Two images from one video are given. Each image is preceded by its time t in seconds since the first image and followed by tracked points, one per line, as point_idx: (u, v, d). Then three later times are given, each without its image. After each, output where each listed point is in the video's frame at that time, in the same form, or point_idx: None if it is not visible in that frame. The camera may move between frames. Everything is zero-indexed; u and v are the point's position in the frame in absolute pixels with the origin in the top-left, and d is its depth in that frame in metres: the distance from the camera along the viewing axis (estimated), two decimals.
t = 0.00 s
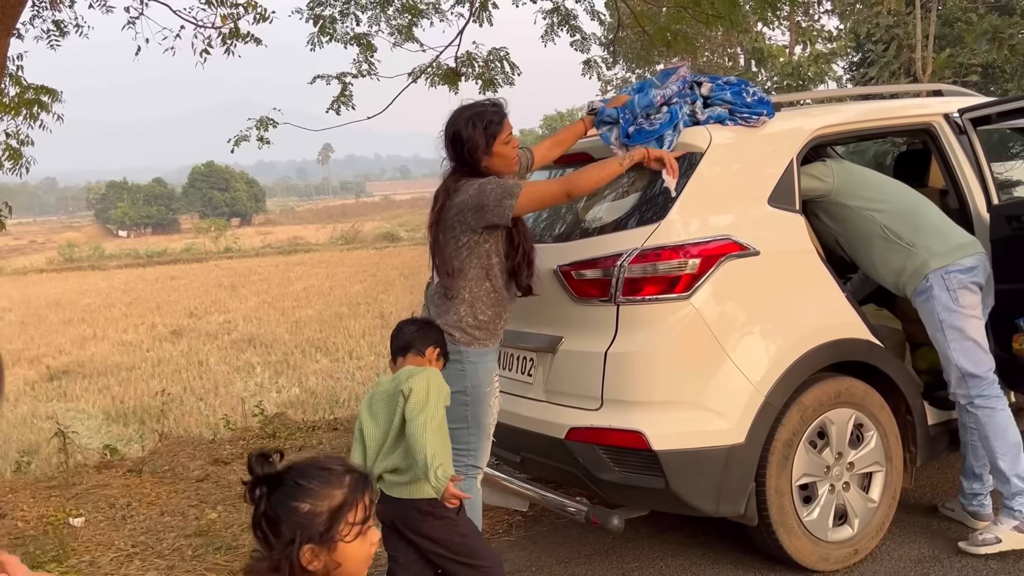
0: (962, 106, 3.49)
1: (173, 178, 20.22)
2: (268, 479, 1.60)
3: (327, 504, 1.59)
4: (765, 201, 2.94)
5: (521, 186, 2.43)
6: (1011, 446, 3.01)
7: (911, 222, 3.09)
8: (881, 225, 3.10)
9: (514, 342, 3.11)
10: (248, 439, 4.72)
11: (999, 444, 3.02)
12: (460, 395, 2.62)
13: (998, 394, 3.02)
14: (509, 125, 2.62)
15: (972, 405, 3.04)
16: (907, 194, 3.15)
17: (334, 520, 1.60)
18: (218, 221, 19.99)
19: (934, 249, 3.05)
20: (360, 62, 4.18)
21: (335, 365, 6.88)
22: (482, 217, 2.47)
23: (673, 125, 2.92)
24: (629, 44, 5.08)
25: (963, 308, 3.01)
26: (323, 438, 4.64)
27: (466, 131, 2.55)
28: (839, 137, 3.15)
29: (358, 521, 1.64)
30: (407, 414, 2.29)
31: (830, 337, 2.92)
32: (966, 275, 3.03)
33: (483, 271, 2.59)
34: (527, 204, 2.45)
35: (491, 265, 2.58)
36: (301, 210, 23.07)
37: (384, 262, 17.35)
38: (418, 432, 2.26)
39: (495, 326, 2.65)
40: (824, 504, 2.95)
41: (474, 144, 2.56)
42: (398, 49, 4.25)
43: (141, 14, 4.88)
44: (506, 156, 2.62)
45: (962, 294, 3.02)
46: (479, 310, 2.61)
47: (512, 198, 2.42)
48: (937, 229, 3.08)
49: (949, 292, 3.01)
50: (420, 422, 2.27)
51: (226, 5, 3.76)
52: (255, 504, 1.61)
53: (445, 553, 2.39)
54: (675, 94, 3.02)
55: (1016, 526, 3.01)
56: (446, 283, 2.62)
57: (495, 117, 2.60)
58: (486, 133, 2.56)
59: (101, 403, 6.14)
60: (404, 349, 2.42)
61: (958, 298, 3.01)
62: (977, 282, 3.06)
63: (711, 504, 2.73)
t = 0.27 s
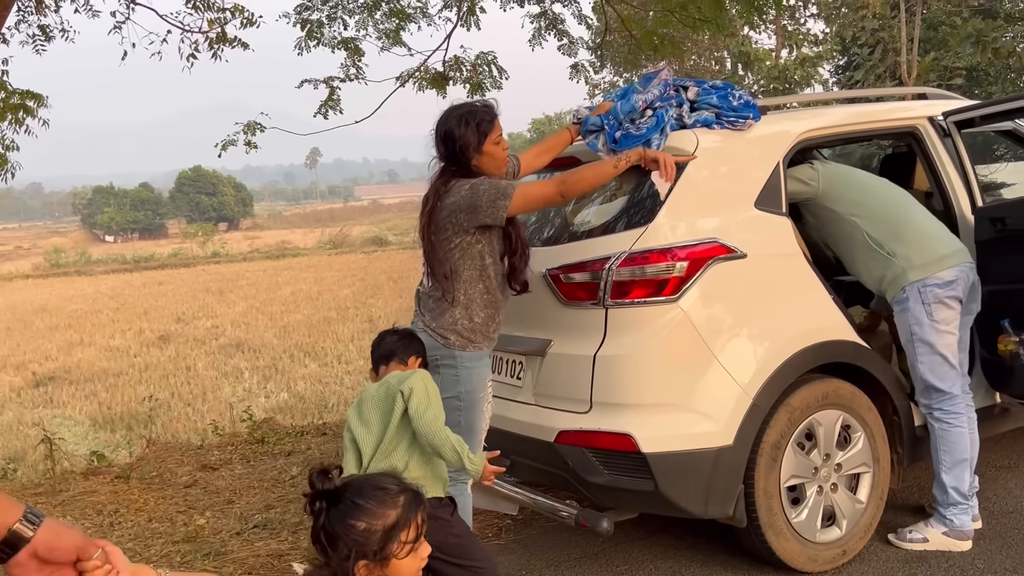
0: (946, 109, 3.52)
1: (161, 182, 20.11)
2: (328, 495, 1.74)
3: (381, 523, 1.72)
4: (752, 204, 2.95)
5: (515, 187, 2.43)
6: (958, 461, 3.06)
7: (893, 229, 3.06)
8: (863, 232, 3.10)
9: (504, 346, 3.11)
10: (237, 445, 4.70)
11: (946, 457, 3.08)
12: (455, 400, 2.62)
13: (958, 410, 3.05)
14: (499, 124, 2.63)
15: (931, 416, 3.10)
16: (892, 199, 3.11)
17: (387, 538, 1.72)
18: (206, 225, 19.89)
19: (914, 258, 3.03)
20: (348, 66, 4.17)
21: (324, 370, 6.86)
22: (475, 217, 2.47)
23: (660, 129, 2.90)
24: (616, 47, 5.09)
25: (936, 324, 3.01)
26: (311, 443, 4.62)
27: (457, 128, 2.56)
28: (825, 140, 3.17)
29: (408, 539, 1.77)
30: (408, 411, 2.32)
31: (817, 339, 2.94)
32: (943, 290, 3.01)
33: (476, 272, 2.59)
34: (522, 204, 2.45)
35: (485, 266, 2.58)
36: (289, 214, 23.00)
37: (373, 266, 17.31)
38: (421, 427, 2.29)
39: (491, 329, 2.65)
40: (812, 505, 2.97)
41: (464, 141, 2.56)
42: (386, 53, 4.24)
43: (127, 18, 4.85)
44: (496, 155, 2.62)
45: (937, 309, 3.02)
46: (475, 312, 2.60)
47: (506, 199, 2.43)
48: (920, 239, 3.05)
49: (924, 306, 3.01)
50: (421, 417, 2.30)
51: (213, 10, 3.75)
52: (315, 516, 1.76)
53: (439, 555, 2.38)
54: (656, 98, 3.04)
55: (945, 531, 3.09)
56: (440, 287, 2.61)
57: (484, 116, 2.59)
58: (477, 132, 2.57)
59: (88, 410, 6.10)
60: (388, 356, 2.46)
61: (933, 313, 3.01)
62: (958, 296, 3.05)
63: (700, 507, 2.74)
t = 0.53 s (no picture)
0: (928, 114, 3.56)
1: (147, 187, 20.01)
2: (350, 476, 1.73)
3: (403, 505, 1.72)
4: (736, 209, 2.97)
5: (480, 185, 2.41)
6: (942, 468, 3.08)
7: (870, 238, 3.07)
8: (841, 239, 3.14)
9: (490, 352, 3.11)
10: (223, 452, 4.68)
11: (930, 464, 3.10)
12: (437, 408, 2.63)
13: (940, 418, 3.07)
14: (476, 130, 2.63)
15: (914, 424, 3.13)
16: (871, 207, 3.12)
17: (408, 521, 1.72)
18: (193, 231, 19.78)
19: (889, 267, 3.05)
20: (334, 72, 4.17)
21: (311, 376, 6.84)
22: (445, 220, 2.46)
23: (642, 135, 2.95)
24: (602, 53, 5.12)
25: (914, 333, 3.03)
26: (298, 450, 4.60)
27: (428, 131, 2.59)
28: (807, 145, 3.19)
29: (428, 523, 1.76)
30: (390, 417, 2.32)
31: (801, 342, 2.96)
32: (920, 299, 3.02)
33: (455, 276, 2.58)
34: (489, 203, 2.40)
35: (462, 270, 2.57)
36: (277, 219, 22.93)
37: (362, 271, 17.28)
38: (404, 432, 2.30)
39: (471, 334, 2.63)
40: (797, 509, 2.99)
41: (431, 143, 2.61)
42: (372, 59, 4.24)
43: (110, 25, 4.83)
44: (460, 164, 2.61)
45: (915, 318, 3.03)
46: (456, 318, 2.60)
47: (471, 198, 2.40)
48: (897, 247, 3.05)
49: (902, 315, 3.04)
50: (403, 422, 2.31)
51: (198, 16, 3.74)
52: (336, 496, 1.76)
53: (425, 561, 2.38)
54: (636, 105, 3.04)
55: (930, 534, 3.11)
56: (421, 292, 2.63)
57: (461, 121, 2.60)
58: (449, 136, 2.58)
59: (73, 418, 6.05)
60: (365, 366, 2.53)
61: (911, 323, 3.03)
62: (936, 304, 3.05)
63: (685, 511, 2.75)
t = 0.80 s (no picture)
0: (911, 119, 3.58)
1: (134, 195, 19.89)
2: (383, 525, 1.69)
3: (440, 551, 1.65)
4: (721, 215, 2.98)
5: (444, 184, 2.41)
6: (927, 472, 3.10)
7: (854, 245, 3.09)
8: (824, 246, 3.15)
9: (478, 359, 3.11)
10: (209, 462, 4.65)
11: (916, 469, 3.12)
12: (423, 417, 2.62)
13: (925, 423, 3.09)
14: (452, 140, 2.62)
15: (900, 429, 3.14)
16: (856, 214, 3.14)
17: (446, 566, 1.66)
18: (180, 238, 19.68)
19: (872, 274, 3.07)
20: (320, 78, 4.16)
21: (299, 384, 6.81)
22: (416, 224, 2.47)
23: (623, 145, 2.95)
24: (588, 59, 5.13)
25: (898, 338, 3.05)
26: (285, 458, 4.58)
27: (401, 140, 2.61)
28: (792, 151, 3.21)
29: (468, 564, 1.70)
30: (373, 427, 2.32)
31: (786, 347, 2.97)
32: (903, 305, 3.04)
33: (435, 280, 2.58)
34: (453, 199, 2.40)
35: (443, 273, 2.57)
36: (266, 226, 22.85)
37: (350, 278, 17.24)
38: (387, 442, 2.29)
39: (456, 337, 2.62)
40: (785, 513, 2.99)
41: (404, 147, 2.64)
42: (358, 66, 4.23)
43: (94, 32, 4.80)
44: (431, 173, 2.60)
45: (898, 324, 3.05)
46: (439, 322, 2.59)
47: (436, 198, 2.40)
48: (880, 253, 3.07)
49: (885, 321, 3.05)
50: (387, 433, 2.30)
51: (182, 23, 3.72)
52: (370, 545, 1.72)
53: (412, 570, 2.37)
54: (609, 111, 3.04)
55: (916, 538, 3.12)
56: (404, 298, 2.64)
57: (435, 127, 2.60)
58: (421, 144, 2.59)
59: (58, 428, 6.00)
60: (348, 371, 2.57)
61: (894, 329, 3.05)
62: (919, 309, 3.07)
63: (673, 517, 2.75)
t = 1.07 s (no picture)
0: (900, 126, 3.60)
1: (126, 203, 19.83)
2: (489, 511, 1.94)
3: (545, 527, 1.94)
4: (711, 222, 2.98)
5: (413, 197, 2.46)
6: (919, 478, 3.10)
7: (846, 251, 3.10)
8: (816, 252, 3.16)
9: (469, 367, 3.10)
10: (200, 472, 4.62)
11: (907, 474, 3.12)
12: (413, 424, 2.61)
13: (917, 429, 3.09)
14: (434, 147, 2.70)
15: (891, 435, 3.14)
16: (847, 220, 3.14)
17: (550, 540, 1.96)
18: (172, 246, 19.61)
19: (863, 280, 3.08)
20: (311, 87, 4.16)
21: (291, 393, 6.77)
22: (394, 234, 2.51)
23: (600, 154, 3.00)
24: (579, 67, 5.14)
25: (890, 344, 3.05)
26: (276, 468, 4.56)
27: (384, 149, 2.70)
28: (782, 158, 3.22)
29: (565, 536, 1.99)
30: (363, 437, 2.32)
31: (777, 353, 2.98)
32: (895, 310, 3.05)
33: (421, 289, 2.59)
34: (418, 216, 2.43)
35: (427, 281, 2.58)
36: (258, 234, 22.80)
37: (343, 286, 17.20)
38: (377, 454, 2.27)
39: (445, 345, 2.61)
40: (776, 520, 2.99)
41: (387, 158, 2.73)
42: (349, 74, 4.23)
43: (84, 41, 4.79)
44: (414, 180, 2.67)
45: (889, 329, 3.06)
46: (426, 331, 2.59)
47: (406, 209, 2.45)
48: (871, 258, 3.08)
49: (877, 326, 3.06)
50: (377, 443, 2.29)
51: (173, 32, 3.72)
52: (475, 530, 1.96)
53: None
54: (586, 117, 3.06)
55: (908, 544, 3.13)
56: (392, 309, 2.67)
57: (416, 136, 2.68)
58: (403, 152, 2.67)
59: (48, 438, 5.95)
60: (336, 381, 2.57)
61: (886, 334, 3.05)
62: (911, 315, 3.07)
63: (665, 524, 2.74)
